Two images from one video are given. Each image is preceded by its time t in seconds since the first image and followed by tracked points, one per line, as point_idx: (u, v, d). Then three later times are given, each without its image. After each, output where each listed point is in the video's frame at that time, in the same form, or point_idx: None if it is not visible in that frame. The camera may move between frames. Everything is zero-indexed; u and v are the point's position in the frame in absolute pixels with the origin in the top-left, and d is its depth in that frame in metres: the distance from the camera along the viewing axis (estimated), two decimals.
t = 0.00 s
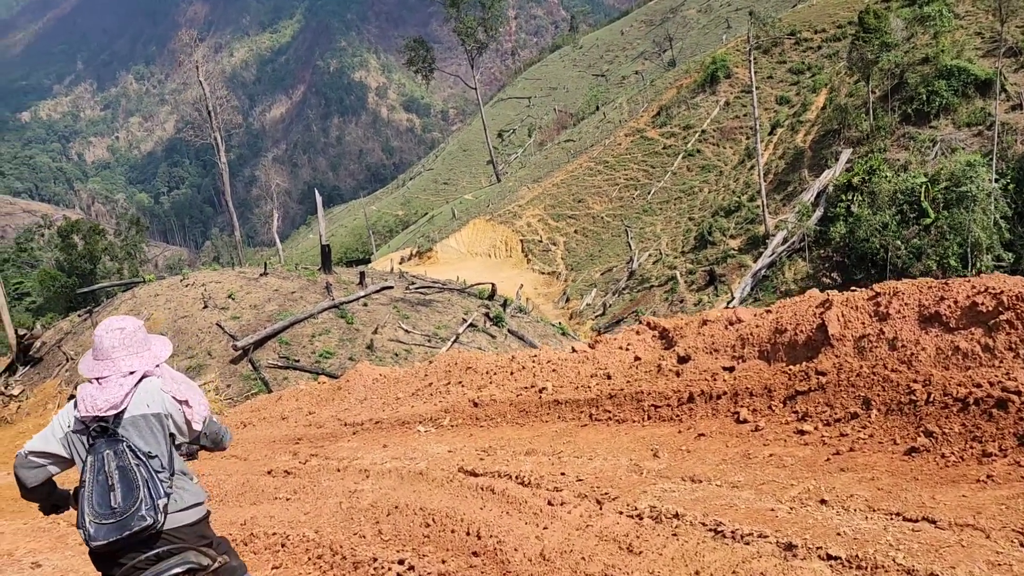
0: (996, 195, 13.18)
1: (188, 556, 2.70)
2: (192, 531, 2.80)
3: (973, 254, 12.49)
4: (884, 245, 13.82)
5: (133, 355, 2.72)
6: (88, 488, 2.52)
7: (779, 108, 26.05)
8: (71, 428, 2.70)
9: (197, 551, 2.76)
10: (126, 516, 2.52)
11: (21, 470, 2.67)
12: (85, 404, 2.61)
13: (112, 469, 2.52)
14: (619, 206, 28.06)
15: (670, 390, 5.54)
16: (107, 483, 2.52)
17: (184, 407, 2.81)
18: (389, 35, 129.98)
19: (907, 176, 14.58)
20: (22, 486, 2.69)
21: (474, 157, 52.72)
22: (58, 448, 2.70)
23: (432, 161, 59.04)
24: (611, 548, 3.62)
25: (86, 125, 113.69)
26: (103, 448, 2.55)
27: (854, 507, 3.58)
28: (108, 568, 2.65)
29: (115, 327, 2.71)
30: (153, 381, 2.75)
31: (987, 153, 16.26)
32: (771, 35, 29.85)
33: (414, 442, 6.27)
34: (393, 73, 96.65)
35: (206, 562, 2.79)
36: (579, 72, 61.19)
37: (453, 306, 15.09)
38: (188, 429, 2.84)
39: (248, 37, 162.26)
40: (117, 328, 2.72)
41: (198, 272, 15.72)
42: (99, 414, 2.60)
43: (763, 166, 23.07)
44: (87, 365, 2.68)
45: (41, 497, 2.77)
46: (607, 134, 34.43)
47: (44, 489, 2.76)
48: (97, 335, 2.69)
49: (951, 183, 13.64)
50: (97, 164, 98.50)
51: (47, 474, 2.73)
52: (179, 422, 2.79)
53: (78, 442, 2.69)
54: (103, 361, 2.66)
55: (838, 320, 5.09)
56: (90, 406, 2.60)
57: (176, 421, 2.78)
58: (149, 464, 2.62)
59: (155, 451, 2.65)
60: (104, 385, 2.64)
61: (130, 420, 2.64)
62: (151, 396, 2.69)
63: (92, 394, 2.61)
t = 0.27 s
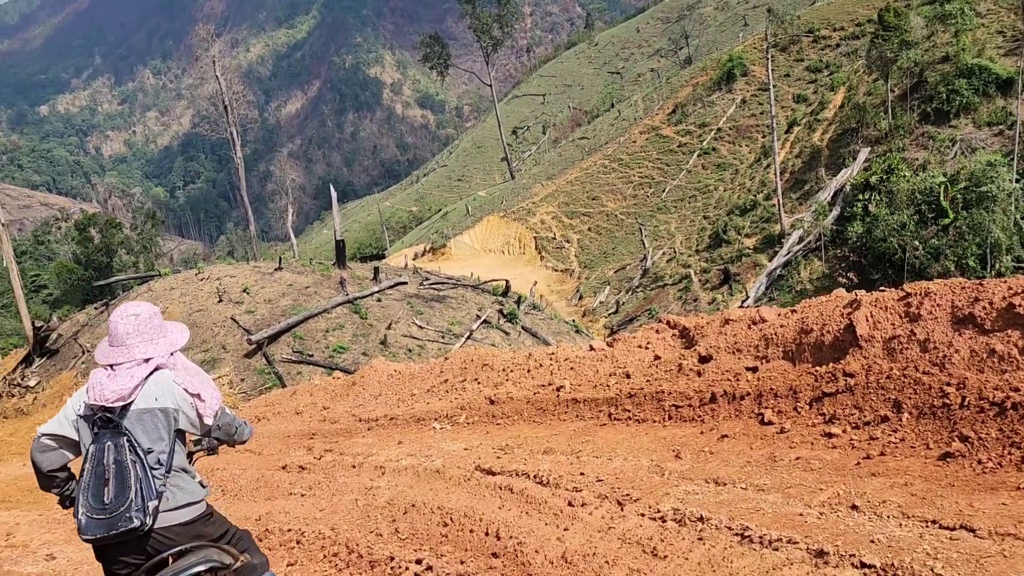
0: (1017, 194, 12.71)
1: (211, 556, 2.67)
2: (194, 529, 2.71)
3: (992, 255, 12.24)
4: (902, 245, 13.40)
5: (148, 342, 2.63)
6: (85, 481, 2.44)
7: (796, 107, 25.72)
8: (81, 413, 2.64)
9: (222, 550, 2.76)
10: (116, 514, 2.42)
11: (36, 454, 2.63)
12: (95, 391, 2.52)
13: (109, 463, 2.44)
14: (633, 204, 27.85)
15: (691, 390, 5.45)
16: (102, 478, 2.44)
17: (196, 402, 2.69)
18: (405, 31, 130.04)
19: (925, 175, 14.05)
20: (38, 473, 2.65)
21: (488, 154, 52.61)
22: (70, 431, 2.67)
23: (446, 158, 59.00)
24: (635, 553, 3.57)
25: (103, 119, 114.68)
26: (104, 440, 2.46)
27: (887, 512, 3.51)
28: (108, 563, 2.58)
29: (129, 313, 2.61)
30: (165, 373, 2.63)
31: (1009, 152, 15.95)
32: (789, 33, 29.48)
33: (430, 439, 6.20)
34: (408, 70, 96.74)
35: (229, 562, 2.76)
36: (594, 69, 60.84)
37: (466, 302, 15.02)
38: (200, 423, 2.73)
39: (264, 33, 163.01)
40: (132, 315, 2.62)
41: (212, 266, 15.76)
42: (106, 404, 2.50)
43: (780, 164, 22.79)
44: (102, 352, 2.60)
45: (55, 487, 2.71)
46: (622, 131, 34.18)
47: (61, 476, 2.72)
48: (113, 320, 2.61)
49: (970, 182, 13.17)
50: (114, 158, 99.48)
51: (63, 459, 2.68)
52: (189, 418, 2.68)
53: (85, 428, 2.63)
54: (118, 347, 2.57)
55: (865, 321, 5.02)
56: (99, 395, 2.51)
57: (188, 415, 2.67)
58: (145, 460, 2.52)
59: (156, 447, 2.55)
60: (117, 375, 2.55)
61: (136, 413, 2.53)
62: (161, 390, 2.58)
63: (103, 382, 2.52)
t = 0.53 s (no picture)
0: None
1: (221, 553, 2.63)
2: (190, 531, 2.60)
3: (1014, 257, 11.64)
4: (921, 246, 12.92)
5: (152, 329, 2.54)
6: (81, 469, 2.39)
7: (815, 106, 25.34)
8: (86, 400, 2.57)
9: (233, 549, 2.69)
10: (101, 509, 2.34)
11: (46, 441, 2.60)
12: (99, 379, 2.45)
13: (104, 454, 2.37)
14: (649, 203, 27.64)
15: (711, 390, 5.34)
16: (97, 467, 2.37)
17: (206, 393, 2.61)
18: (422, 29, 130.20)
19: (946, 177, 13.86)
20: (48, 459, 2.63)
21: (504, 152, 52.50)
22: (76, 419, 2.62)
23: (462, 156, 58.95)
24: (656, 557, 3.48)
25: (123, 114, 115.92)
26: (104, 430, 2.41)
27: (916, 519, 3.44)
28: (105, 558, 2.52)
29: (132, 300, 2.53)
30: (174, 365, 2.55)
31: None
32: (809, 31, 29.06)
33: (444, 437, 6.12)
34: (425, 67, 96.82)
35: (242, 559, 2.72)
36: (611, 68, 60.46)
37: (481, 299, 14.95)
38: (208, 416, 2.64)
39: (282, 30, 163.91)
40: (133, 302, 2.53)
41: (229, 262, 15.81)
42: (109, 392, 2.42)
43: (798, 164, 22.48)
44: (108, 339, 2.54)
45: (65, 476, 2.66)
46: (639, 129, 33.90)
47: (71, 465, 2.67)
48: (116, 307, 2.53)
49: (992, 183, 12.94)
50: (134, 153, 100.65)
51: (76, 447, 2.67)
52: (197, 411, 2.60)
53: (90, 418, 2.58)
54: (121, 335, 2.50)
55: (894, 320, 4.87)
56: (103, 383, 2.44)
57: (196, 407, 2.60)
58: (139, 455, 2.43)
59: (154, 442, 2.45)
60: (122, 363, 2.47)
61: (138, 405, 2.46)
62: (168, 382, 2.50)
63: (108, 370, 2.45)
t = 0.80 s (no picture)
0: None
1: (214, 560, 2.47)
2: (198, 540, 2.48)
3: None
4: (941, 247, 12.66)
5: (147, 332, 2.39)
6: (82, 479, 2.24)
7: (834, 105, 24.98)
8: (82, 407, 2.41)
9: (228, 555, 2.53)
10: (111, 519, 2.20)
11: (38, 444, 2.47)
12: (96, 385, 2.29)
13: (108, 464, 2.23)
14: (665, 201, 27.43)
15: (728, 392, 5.24)
16: (99, 478, 2.23)
17: (207, 396, 2.46)
18: (439, 25, 130.19)
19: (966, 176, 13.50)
20: (43, 463, 2.50)
21: (519, 149, 52.35)
22: (72, 424, 2.48)
23: (477, 153, 58.86)
24: (670, 565, 3.40)
25: (142, 109, 117.13)
26: (105, 439, 2.26)
27: (941, 531, 3.33)
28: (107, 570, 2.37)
29: (125, 303, 2.37)
30: (173, 367, 2.41)
31: None
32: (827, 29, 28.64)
33: (456, 435, 6.05)
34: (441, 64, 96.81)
35: (237, 566, 2.55)
36: (628, 65, 60.02)
37: (496, 297, 14.88)
38: (211, 417, 2.49)
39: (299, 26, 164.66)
40: (127, 304, 2.38)
41: (244, 256, 15.88)
42: (107, 400, 2.28)
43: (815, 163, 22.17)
44: (101, 343, 2.37)
45: (65, 480, 2.55)
46: (655, 127, 33.62)
47: (69, 469, 2.55)
48: (109, 310, 2.37)
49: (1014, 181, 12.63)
50: (153, 148, 101.74)
51: (72, 450, 2.53)
52: (200, 415, 2.45)
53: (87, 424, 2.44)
54: (115, 339, 2.34)
55: (918, 323, 4.73)
56: (100, 391, 2.28)
57: (198, 410, 2.45)
58: (144, 463, 2.29)
59: (157, 449, 2.32)
60: (117, 367, 2.31)
61: (139, 409, 2.32)
62: (168, 387, 2.36)
63: (104, 376, 2.30)
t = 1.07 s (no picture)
0: None
1: (214, 565, 2.31)
2: (212, 544, 2.37)
3: None
4: (959, 246, 12.40)
5: (150, 333, 2.25)
6: (96, 488, 2.11)
7: (853, 102, 24.60)
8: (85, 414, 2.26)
9: (226, 559, 2.37)
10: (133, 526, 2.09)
11: (40, 457, 2.34)
12: (103, 390, 2.16)
13: (125, 471, 2.09)
14: (681, 198, 27.20)
15: (744, 393, 5.17)
16: (115, 486, 2.09)
17: (218, 395, 2.33)
18: (456, 20, 130.03)
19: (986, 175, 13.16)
20: (46, 474, 2.34)
21: (535, 144, 52.19)
22: (75, 435, 2.33)
23: (493, 148, 58.73)
24: (683, 571, 3.34)
25: (161, 103, 118.29)
26: (118, 444, 2.11)
27: (965, 541, 3.23)
28: None
29: (127, 304, 2.23)
30: (182, 369, 2.28)
31: None
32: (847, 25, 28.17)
33: (468, 433, 6.02)
34: (457, 59, 96.67)
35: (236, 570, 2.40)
36: (645, 61, 59.52)
37: (510, 292, 14.83)
38: (222, 418, 2.38)
39: (316, 20, 165.26)
40: (130, 306, 2.24)
41: (260, 250, 15.96)
42: (117, 405, 2.15)
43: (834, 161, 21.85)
44: (102, 347, 2.23)
45: (70, 487, 2.41)
46: (671, 123, 33.33)
47: (74, 477, 2.40)
48: (109, 312, 2.23)
49: None
50: (171, 141, 102.75)
51: (73, 462, 2.37)
52: (211, 415, 2.34)
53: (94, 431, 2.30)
54: (118, 342, 2.20)
55: (940, 325, 4.61)
56: (109, 396, 2.15)
57: (208, 410, 2.33)
58: (161, 467, 2.18)
59: (174, 451, 2.21)
60: (124, 370, 2.18)
61: (151, 413, 2.19)
62: (180, 388, 2.24)
63: (110, 380, 2.16)
